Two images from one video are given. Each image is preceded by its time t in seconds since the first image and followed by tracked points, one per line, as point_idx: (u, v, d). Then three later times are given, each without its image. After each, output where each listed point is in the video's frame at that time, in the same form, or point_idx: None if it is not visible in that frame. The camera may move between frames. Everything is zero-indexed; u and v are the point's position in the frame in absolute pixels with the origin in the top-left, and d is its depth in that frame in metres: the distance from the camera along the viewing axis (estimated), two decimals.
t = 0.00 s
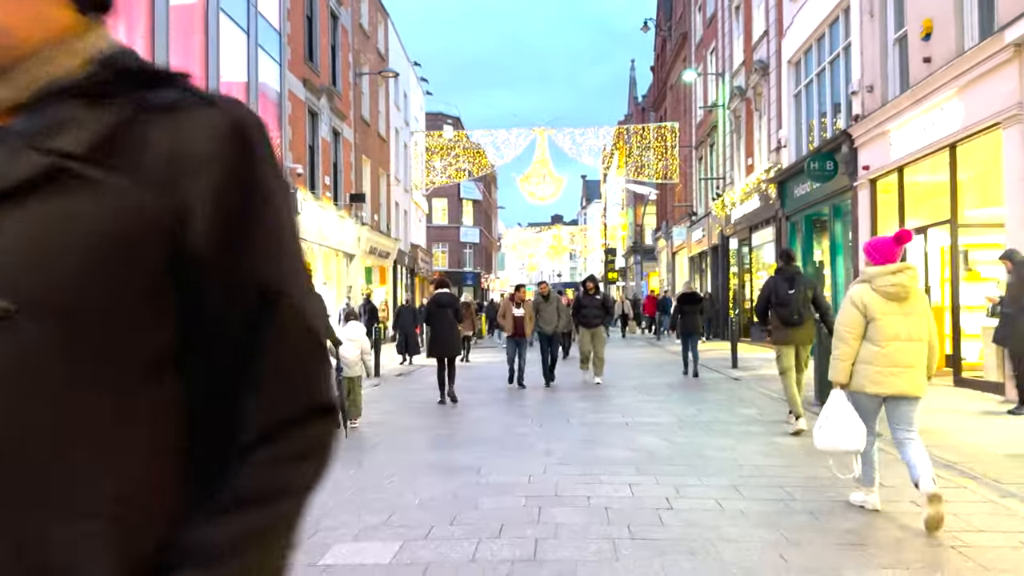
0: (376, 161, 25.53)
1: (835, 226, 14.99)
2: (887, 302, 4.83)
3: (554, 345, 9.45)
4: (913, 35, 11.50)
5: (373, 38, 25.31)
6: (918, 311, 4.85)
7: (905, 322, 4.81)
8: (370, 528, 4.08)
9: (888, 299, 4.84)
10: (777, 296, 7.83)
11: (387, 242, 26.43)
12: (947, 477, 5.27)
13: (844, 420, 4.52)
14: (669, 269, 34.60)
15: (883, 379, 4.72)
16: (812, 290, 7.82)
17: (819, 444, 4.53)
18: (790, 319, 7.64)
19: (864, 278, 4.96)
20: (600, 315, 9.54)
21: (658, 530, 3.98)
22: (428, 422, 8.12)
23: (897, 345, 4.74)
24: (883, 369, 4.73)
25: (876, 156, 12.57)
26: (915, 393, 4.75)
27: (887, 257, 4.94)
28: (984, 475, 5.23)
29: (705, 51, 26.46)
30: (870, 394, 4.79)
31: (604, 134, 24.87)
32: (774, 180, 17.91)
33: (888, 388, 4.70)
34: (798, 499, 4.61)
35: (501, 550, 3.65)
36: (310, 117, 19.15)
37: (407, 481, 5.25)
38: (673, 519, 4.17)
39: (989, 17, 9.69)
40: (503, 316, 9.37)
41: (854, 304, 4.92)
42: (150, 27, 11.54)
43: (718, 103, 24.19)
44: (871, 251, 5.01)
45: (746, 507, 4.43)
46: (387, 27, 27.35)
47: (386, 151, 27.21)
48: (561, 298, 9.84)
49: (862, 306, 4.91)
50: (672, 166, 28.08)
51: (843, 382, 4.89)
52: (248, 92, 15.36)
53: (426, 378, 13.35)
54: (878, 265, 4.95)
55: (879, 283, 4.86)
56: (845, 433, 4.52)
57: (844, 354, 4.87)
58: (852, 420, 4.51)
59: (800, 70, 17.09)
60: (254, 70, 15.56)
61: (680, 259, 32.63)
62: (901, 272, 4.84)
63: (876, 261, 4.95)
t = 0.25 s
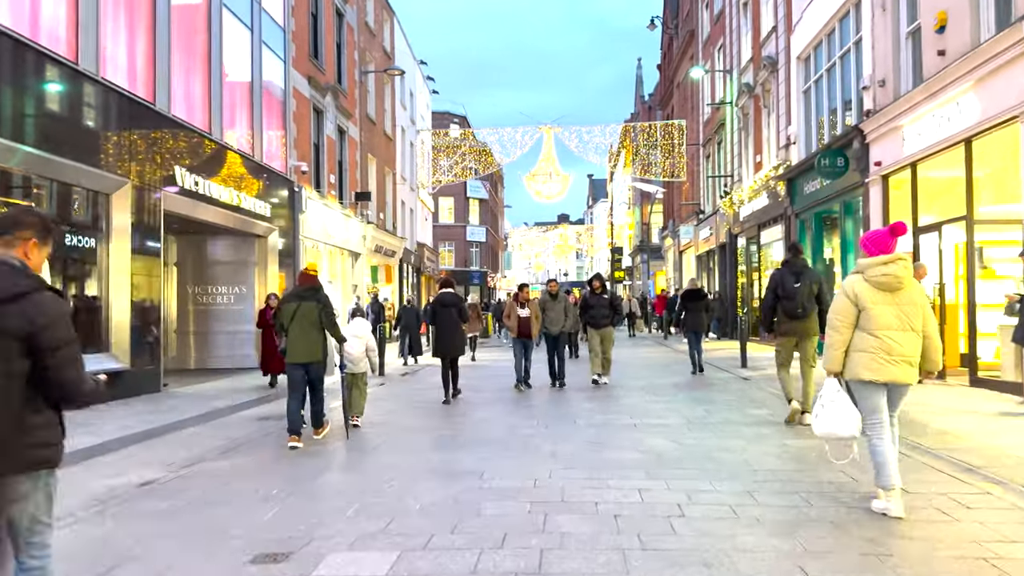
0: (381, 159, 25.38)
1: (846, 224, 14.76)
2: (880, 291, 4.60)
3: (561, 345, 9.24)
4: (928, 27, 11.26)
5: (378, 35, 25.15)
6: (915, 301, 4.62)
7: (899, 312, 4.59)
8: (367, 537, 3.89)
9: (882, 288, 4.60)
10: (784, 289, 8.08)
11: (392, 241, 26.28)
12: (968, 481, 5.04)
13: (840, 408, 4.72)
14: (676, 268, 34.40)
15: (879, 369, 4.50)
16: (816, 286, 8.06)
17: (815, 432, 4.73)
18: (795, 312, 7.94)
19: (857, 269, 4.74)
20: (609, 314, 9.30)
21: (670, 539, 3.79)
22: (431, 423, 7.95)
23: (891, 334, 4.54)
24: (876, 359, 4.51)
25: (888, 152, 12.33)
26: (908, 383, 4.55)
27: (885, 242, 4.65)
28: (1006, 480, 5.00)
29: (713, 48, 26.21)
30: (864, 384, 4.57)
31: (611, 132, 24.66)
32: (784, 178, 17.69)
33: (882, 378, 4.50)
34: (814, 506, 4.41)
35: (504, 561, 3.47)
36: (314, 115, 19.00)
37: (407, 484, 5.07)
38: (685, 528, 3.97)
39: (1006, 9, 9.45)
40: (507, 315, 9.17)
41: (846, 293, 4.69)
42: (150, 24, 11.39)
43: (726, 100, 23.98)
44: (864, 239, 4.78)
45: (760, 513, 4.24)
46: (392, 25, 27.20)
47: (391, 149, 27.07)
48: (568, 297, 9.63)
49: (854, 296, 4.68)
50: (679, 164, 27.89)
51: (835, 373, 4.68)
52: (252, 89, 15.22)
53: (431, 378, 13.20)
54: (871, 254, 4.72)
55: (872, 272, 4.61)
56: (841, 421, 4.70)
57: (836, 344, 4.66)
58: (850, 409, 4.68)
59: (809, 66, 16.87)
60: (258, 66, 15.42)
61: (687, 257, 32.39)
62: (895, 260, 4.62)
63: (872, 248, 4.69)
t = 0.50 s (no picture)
0: (387, 159, 25.23)
1: (859, 223, 14.49)
2: (880, 301, 4.77)
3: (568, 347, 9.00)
4: (943, 21, 11.00)
5: (384, 35, 25.00)
6: (914, 312, 4.78)
7: (898, 322, 4.75)
8: (365, 553, 3.70)
9: (882, 298, 4.77)
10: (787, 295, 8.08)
11: (398, 242, 26.10)
12: (996, 492, 4.81)
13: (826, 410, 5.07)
14: (684, 268, 34.13)
15: (875, 377, 4.69)
16: (818, 290, 8.10)
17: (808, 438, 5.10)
18: (800, 319, 7.97)
19: (858, 279, 4.91)
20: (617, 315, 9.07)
21: (684, 556, 3.58)
22: (435, 428, 7.75)
23: (890, 344, 4.71)
24: (873, 368, 4.70)
25: (902, 150, 12.08)
26: (904, 390, 4.73)
27: (885, 255, 4.85)
28: None
29: (721, 46, 25.96)
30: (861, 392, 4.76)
31: (618, 131, 24.44)
32: (794, 177, 17.44)
33: (879, 386, 4.68)
34: (835, 520, 4.20)
35: None
36: (319, 115, 18.84)
37: (409, 494, 4.88)
38: (699, 543, 3.77)
39: None
40: (512, 317, 8.97)
41: (847, 303, 4.87)
42: (150, 22, 11.24)
43: (734, 99, 23.72)
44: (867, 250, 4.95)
45: (778, 528, 4.03)
46: (398, 24, 27.02)
47: (397, 149, 26.88)
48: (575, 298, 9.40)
49: (854, 306, 4.86)
50: (687, 163, 27.63)
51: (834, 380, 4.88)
52: (256, 89, 15.09)
53: (436, 381, 13.01)
54: (873, 266, 4.89)
55: (872, 283, 4.80)
56: (828, 422, 5.04)
57: (835, 352, 4.87)
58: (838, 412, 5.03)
59: (820, 63, 16.61)
60: (261, 65, 15.29)
61: (695, 257, 32.12)
62: (896, 272, 4.78)
63: (873, 260, 4.89)
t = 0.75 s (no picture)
0: (393, 158, 25.05)
1: (872, 220, 14.21)
2: (882, 290, 4.77)
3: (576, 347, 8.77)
4: (960, 13, 10.73)
5: (390, 33, 24.80)
6: (914, 299, 4.79)
7: (899, 310, 4.75)
8: (362, 565, 3.49)
9: (883, 287, 4.77)
10: (792, 289, 8.00)
11: (404, 241, 25.93)
12: None
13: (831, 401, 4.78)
14: (693, 267, 33.84)
15: (879, 366, 4.69)
16: (823, 283, 8.00)
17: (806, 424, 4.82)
18: (805, 311, 7.87)
19: (859, 268, 4.90)
20: (626, 314, 8.78)
21: (701, 570, 3.37)
22: (440, 430, 7.55)
23: (893, 333, 4.70)
24: (878, 356, 4.69)
25: (918, 145, 11.80)
26: (908, 378, 4.72)
27: (886, 244, 4.83)
28: None
29: (730, 43, 25.69)
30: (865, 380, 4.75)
31: (626, 129, 24.30)
32: (805, 174, 17.17)
33: (884, 375, 4.68)
34: (860, 530, 3.97)
35: None
36: (324, 113, 18.67)
37: (411, 501, 4.67)
38: (717, 555, 3.55)
39: None
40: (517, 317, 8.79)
41: (849, 292, 4.85)
42: (151, 17, 11.09)
43: (744, 96, 23.45)
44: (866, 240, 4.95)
45: (800, 538, 3.81)
46: (404, 23, 26.83)
47: (403, 148, 26.70)
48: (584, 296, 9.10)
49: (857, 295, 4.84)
50: (696, 161, 27.36)
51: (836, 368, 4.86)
52: (259, 87, 14.93)
53: (442, 382, 12.81)
54: (872, 254, 4.90)
55: (874, 273, 4.78)
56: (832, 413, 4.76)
57: (837, 341, 4.85)
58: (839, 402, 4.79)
59: (832, 58, 16.33)
60: (265, 62, 15.12)
61: (704, 257, 31.85)
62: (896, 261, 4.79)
63: (873, 249, 4.86)
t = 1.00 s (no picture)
0: (398, 160, 24.88)
1: (885, 221, 13.94)
2: (875, 303, 4.78)
3: (583, 352, 8.51)
4: (975, 8, 10.49)
5: (395, 34, 24.64)
6: (906, 313, 4.81)
7: (892, 323, 4.76)
8: None
9: (875, 301, 4.78)
10: (797, 299, 8.13)
11: (409, 243, 25.76)
12: None
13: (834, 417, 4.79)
14: (700, 269, 33.57)
15: (874, 379, 4.68)
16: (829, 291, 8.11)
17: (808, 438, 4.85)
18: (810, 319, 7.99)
19: (851, 282, 4.91)
20: (636, 320, 8.57)
21: None
22: (443, 437, 7.34)
23: (886, 346, 4.71)
24: (872, 369, 4.69)
25: (932, 143, 11.53)
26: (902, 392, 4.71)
27: (876, 258, 4.84)
28: None
29: (737, 42, 25.44)
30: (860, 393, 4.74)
31: (632, 130, 24.15)
32: (815, 173, 16.92)
33: (878, 388, 4.68)
34: (886, 548, 3.73)
35: None
36: (327, 115, 18.49)
37: (410, 516, 4.45)
38: None
39: None
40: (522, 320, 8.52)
41: (842, 307, 4.85)
42: (149, 17, 10.94)
43: (752, 96, 23.21)
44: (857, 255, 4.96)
45: (822, 558, 3.58)
46: (409, 23, 26.66)
47: (407, 150, 26.52)
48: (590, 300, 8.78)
49: (850, 309, 4.85)
50: (703, 162, 27.11)
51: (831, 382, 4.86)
52: (261, 88, 14.76)
53: (446, 387, 12.59)
54: (864, 269, 4.90)
55: (866, 286, 4.79)
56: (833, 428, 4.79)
57: (831, 355, 4.85)
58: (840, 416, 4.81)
59: (842, 56, 16.07)
60: (267, 62, 14.94)
61: (711, 258, 31.58)
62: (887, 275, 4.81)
63: (865, 263, 4.88)
